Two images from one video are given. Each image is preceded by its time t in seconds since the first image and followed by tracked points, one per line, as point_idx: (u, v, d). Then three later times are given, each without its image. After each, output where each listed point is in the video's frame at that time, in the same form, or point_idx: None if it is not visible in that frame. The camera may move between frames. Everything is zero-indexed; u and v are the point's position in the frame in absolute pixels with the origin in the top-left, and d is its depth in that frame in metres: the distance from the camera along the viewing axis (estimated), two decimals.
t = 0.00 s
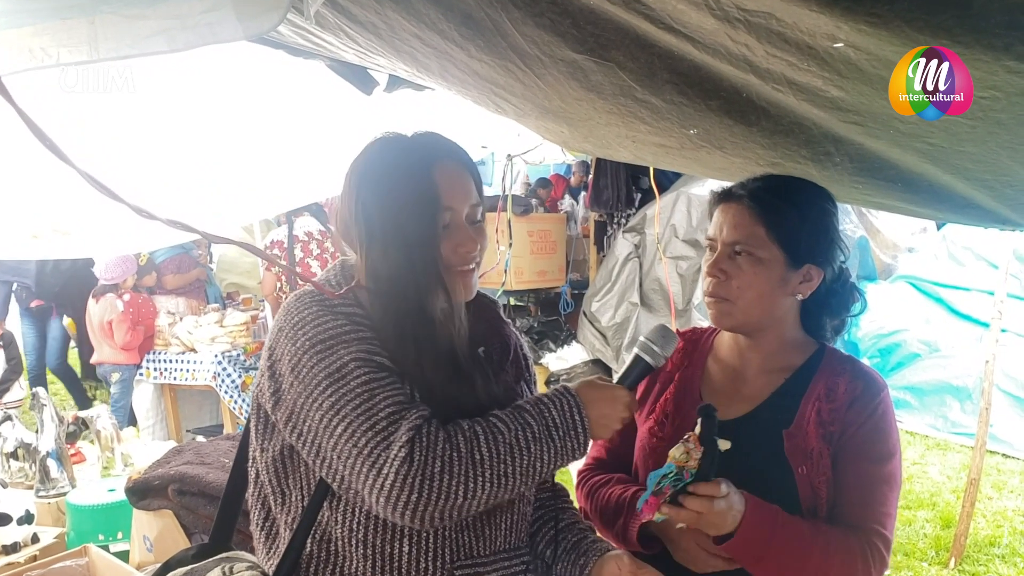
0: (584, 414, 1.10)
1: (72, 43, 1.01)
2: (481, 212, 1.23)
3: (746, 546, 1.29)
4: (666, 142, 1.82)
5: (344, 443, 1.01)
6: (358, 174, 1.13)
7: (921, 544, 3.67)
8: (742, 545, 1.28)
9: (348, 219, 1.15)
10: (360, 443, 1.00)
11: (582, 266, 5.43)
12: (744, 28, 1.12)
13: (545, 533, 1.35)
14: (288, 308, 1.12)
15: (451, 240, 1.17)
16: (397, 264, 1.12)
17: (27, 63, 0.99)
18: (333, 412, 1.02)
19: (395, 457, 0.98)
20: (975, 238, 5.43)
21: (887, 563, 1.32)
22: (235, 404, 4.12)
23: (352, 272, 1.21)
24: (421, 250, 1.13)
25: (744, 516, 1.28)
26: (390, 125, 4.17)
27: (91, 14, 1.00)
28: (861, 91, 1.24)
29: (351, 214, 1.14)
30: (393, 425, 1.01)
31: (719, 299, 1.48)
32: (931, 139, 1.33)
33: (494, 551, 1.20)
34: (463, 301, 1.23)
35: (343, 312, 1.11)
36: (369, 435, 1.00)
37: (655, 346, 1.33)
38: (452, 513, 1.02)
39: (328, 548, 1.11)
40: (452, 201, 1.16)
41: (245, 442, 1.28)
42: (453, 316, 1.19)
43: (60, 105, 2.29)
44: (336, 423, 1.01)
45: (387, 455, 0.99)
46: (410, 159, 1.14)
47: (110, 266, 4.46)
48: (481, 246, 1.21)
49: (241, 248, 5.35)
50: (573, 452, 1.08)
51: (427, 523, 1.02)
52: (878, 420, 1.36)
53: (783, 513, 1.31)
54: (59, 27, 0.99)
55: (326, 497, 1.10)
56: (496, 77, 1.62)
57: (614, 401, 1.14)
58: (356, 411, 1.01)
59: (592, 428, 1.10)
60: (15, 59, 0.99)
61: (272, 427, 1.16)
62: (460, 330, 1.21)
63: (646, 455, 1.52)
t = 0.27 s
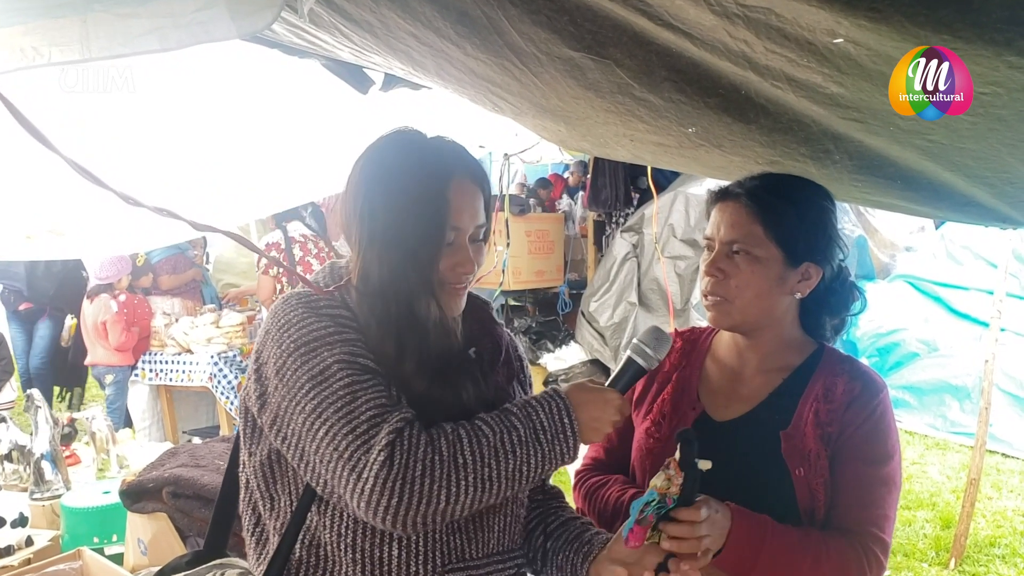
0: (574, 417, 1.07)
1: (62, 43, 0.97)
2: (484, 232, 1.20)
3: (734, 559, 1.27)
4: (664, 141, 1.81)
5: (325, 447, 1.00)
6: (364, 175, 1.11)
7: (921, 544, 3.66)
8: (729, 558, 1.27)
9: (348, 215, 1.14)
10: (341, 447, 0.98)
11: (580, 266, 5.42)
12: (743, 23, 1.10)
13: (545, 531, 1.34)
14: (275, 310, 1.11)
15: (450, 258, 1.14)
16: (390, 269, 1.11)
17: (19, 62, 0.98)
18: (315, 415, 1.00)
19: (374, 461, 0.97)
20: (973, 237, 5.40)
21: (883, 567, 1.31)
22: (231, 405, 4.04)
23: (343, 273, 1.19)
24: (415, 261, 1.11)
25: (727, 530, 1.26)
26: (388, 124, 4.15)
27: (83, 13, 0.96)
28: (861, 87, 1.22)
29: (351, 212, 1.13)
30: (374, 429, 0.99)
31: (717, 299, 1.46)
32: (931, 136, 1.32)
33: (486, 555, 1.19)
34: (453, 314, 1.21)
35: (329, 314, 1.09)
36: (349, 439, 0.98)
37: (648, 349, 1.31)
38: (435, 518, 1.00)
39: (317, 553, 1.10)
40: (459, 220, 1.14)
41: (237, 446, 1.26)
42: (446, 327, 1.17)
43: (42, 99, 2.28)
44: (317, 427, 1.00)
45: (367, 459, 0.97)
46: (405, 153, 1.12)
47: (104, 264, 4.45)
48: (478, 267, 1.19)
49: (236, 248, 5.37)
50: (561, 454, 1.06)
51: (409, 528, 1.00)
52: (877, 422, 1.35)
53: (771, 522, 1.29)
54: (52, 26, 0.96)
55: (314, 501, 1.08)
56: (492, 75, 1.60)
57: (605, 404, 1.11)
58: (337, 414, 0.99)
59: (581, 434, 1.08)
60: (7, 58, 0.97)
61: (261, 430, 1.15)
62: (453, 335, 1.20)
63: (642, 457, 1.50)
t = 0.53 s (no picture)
0: (565, 423, 1.05)
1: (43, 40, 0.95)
2: (477, 228, 1.18)
3: (731, 564, 1.27)
4: (655, 136, 1.79)
5: (311, 450, 0.98)
6: (355, 168, 1.09)
7: (912, 538, 3.69)
8: (725, 563, 1.27)
9: (340, 210, 1.12)
10: (327, 451, 0.96)
11: (570, 262, 5.41)
12: (734, 17, 1.09)
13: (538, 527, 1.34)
14: (266, 306, 1.08)
15: (444, 253, 1.13)
16: (383, 263, 1.09)
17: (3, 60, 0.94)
18: (302, 416, 0.98)
19: (359, 467, 0.95)
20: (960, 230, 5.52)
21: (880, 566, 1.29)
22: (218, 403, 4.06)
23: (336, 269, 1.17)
24: (410, 252, 1.09)
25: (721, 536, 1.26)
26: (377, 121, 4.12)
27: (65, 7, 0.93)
28: (853, 81, 1.21)
29: (343, 206, 1.11)
30: (361, 434, 0.97)
31: (708, 292, 1.46)
32: (923, 130, 1.31)
33: (478, 558, 1.17)
34: (447, 312, 1.19)
35: (321, 311, 1.07)
36: (335, 443, 0.96)
37: (638, 348, 1.27)
38: (421, 525, 0.99)
39: (307, 555, 1.08)
40: (453, 214, 1.12)
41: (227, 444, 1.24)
42: (440, 322, 1.17)
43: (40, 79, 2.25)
44: (304, 429, 0.98)
45: (352, 464, 0.95)
46: (398, 145, 1.11)
47: (91, 262, 4.40)
48: (471, 262, 1.18)
49: (223, 245, 5.15)
50: (551, 460, 1.04)
51: (394, 535, 0.98)
52: (872, 419, 1.34)
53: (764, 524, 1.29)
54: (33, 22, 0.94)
55: (303, 503, 1.06)
56: (481, 70, 1.58)
57: (598, 407, 1.09)
58: (324, 417, 0.97)
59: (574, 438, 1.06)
60: None
61: (250, 429, 1.12)
62: (447, 335, 1.19)
63: (637, 455, 1.49)
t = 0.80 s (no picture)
0: (528, 436, 1.03)
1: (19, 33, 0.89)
2: (464, 222, 1.18)
3: (732, 569, 1.29)
4: (640, 132, 1.79)
5: (271, 466, 0.95)
6: (340, 161, 1.07)
7: (895, 532, 3.74)
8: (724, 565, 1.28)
9: (325, 206, 1.09)
10: (285, 470, 0.94)
11: (552, 258, 5.41)
12: (721, 13, 1.08)
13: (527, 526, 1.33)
14: (252, 306, 1.05)
15: (431, 248, 1.12)
16: (369, 259, 1.06)
17: None
18: (267, 430, 0.96)
19: (310, 491, 0.92)
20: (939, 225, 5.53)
21: (874, 564, 1.31)
22: (199, 402, 4.01)
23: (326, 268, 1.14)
24: (396, 248, 1.07)
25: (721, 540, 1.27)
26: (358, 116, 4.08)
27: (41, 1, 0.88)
28: (840, 77, 1.21)
29: (327, 200, 1.09)
30: (318, 453, 0.94)
31: (698, 287, 1.45)
32: (910, 125, 1.32)
33: (469, 559, 1.17)
34: (434, 309, 1.18)
35: (303, 314, 1.03)
36: (293, 462, 0.93)
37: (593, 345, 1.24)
38: (377, 547, 0.96)
39: (296, 559, 1.07)
40: (438, 209, 1.11)
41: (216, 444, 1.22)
42: (427, 322, 1.15)
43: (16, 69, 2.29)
44: (266, 443, 0.95)
45: (304, 487, 0.92)
46: (386, 139, 1.09)
47: (69, 260, 4.31)
48: (458, 257, 1.17)
49: (202, 242, 5.28)
50: (516, 475, 1.02)
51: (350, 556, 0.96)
52: (863, 415, 1.36)
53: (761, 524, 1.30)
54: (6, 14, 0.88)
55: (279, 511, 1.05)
56: (465, 66, 1.57)
57: (561, 413, 1.05)
58: (286, 432, 0.94)
59: (537, 449, 1.03)
60: None
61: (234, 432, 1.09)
62: (433, 335, 1.17)
63: (627, 454, 1.49)
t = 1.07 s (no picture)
0: (460, 448, 1.01)
1: None
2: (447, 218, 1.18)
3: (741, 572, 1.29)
4: (620, 131, 1.79)
5: (212, 481, 0.95)
6: (321, 160, 1.05)
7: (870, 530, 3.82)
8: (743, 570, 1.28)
9: (307, 207, 1.07)
10: (222, 487, 0.93)
11: (526, 258, 5.40)
12: (704, 11, 1.08)
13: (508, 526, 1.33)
14: (229, 310, 1.04)
15: (415, 244, 1.10)
16: (351, 259, 1.04)
17: None
18: (216, 443, 0.95)
19: (235, 513, 0.91)
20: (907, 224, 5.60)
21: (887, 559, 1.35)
22: (170, 405, 3.91)
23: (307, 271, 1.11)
24: (379, 245, 1.05)
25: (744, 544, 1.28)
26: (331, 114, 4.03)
27: None
28: (820, 76, 1.23)
29: (310, 201, 1.06)
30: (253, 475, 0.92)
31: (688, 289, 1.45)
32: (889, 125, 1.35)
33: (451, 566, 1.17)
34: (416, 308, 1.16)
35: (274, 323, 1.01)
36: (229, 480, 0.92)
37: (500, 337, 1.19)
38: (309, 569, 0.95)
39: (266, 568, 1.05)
40: (420, 204, 1.10)
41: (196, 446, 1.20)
42: (405, 321, 1.11)
43: None
44: (212, 457, 0.95)
45: (231, 508, 0.92)
46: (366, 138, 1.08)
47: (37, 262, 4.20)
48: (444, 255, 1.15)
49: (174, 242, 5.04)
50: (452, 493, 1.00)
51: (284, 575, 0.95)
52: (856, 416, 1.38)
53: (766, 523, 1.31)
54: None
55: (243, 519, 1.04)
56: (446, 64, 1.55)
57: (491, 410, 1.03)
58: (230, 448, 0.93)
59: (471, 457, 1.02)
60: None
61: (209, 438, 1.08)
62: (410, 335, 1.13)
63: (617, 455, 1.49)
